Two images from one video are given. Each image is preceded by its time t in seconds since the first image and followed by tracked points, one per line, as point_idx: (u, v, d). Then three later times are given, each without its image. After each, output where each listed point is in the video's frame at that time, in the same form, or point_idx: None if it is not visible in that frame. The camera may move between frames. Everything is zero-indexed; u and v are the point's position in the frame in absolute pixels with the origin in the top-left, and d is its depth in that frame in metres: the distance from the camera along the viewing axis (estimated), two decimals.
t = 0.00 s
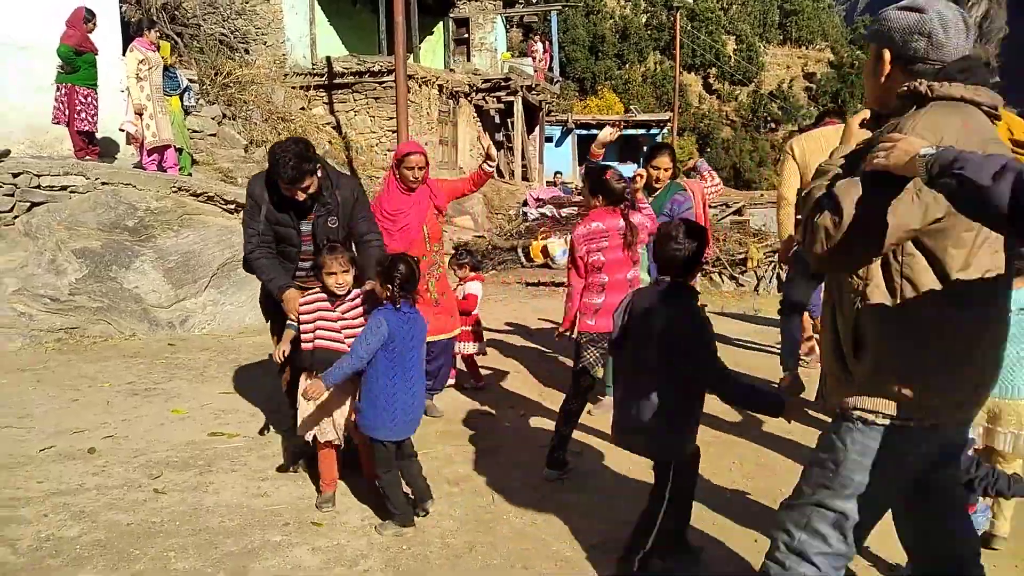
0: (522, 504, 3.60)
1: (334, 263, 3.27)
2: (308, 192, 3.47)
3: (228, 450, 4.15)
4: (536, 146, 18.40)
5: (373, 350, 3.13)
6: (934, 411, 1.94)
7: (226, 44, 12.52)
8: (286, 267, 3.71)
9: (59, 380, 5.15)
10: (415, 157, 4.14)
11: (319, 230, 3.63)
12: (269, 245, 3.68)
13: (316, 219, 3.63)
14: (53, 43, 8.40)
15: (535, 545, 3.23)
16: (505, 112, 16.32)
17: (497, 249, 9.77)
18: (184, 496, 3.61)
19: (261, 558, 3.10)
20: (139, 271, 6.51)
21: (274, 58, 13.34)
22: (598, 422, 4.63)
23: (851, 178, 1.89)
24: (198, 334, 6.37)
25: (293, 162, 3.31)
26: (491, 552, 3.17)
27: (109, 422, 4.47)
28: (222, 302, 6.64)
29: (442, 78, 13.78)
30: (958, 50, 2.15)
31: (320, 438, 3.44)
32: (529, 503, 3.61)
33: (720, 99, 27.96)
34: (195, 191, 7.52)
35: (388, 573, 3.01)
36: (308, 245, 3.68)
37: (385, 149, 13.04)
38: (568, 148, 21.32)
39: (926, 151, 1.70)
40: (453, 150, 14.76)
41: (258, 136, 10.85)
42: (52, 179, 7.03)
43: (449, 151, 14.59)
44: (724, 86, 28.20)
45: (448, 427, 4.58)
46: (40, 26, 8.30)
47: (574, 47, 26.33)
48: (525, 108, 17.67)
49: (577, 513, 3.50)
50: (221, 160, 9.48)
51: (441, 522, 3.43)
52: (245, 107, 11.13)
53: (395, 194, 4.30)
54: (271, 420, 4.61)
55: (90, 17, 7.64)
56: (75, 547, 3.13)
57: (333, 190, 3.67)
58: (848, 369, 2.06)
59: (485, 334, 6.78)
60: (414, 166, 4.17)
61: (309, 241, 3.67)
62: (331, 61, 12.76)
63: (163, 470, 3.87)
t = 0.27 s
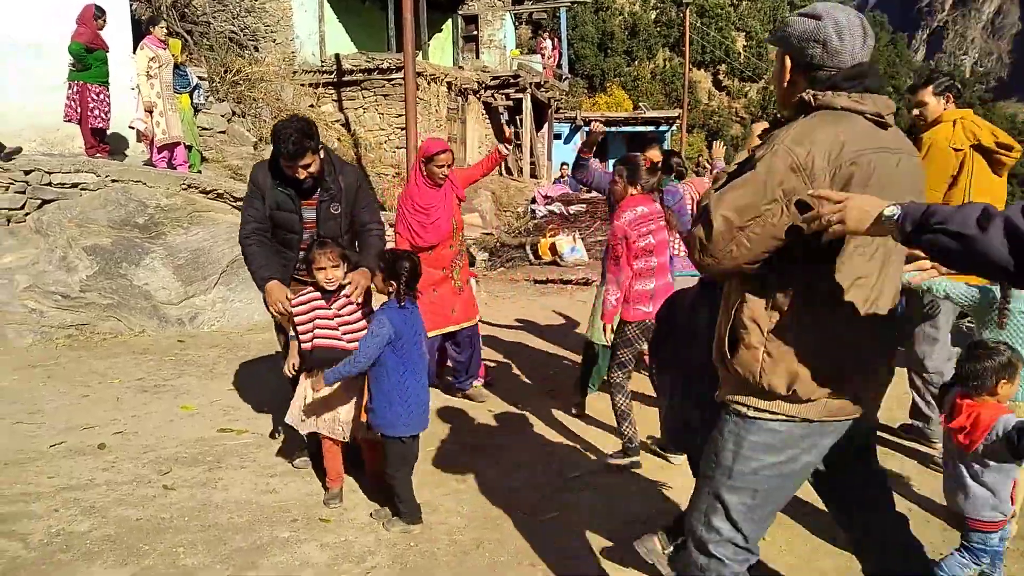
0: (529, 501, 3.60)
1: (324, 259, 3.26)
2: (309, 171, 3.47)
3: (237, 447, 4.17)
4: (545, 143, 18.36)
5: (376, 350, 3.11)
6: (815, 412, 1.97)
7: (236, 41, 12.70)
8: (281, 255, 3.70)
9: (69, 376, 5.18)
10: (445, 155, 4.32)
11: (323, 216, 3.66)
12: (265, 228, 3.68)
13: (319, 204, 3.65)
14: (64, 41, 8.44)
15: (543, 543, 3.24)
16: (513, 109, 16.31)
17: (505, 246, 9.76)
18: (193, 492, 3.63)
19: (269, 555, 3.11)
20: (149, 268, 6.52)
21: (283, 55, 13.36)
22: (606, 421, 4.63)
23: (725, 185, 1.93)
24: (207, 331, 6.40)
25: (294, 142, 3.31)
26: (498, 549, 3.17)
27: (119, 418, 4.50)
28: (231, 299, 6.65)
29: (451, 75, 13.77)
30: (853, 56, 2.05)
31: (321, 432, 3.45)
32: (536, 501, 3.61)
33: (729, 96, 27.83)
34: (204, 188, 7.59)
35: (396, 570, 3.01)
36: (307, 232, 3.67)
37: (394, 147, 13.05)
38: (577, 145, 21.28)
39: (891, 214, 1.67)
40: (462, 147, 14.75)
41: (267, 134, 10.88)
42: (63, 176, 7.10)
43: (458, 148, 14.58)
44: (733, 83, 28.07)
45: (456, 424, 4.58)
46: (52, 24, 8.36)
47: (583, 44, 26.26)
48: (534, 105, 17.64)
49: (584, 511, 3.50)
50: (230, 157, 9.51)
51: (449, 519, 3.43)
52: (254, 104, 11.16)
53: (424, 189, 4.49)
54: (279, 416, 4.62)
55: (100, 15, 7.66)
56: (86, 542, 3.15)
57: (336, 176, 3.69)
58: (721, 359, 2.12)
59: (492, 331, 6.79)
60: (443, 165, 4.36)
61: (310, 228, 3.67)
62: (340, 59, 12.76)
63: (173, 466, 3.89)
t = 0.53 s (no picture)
0: (531, 501, 3.60)
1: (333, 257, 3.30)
2: (318, 151, 3.45)
3: (240, 444, 4.17)
4: (547, 142, 18.33)
5: (408, 353, 3.15)
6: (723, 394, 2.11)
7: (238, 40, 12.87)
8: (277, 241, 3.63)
9: (72, 373, 5.19)
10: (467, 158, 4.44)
11: (331, 198, 3.59)
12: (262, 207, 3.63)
13: (327, 185, 3.59)
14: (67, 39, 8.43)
15: (545, 541, 3.24)
16: (516, 107, 16.29)
17: (507, 245, 9.75)
18: (196, 489, 3.63)
19: (272, 552, 3.11)
20: (152, 266, 6.52)
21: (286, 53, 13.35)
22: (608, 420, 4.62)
23: (625, 183, 2.08)
24: (210, 329, 6.40)
25: (302, 115, 3.32)
26: (501, 548, 3.17)
27: (122, 416, 4.50)
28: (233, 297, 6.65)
29: (454, 73, 13.75)
30: (744, 48, 2.17)
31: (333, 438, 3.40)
32: (537, 500, 3.61)
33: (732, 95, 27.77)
34: (207, 186, 7.61)
35: (398, 569, 3.01)
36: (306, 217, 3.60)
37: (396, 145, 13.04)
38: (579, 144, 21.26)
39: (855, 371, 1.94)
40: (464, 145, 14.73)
41: (270, 132, 10.88)
42: (67, 174, 7.00)
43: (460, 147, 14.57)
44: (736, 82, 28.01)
45: (458, 423, 4.58)
46: (57, 22, 8.37)
47: (586, 42, 26.21)
48: (537, 104, 17.62)
49: (586, 510, 3.50)
50: (233, 155, 9.52)
51: (451, 518, 3.43)
52: (257, 103, 11.17)
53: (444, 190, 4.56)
54: (282, 415, 4.62)
55: (102, 12, 7.64)
56: (88, 539, 3.15)
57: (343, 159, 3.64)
58: (642, 348, 2.25)
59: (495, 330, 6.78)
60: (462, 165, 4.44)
61: (316, 212, 3.60)
62: (343, 57, 12.74)
63: (175, 464, 3.89)
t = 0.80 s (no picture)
0: (534, 498, 3.60)
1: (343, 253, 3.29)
2: (320, 137, 3.47)
3: (244, 441, 4.18)
4: (551, 139, 18.31)
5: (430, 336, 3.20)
6: (662, 393, 2.12)
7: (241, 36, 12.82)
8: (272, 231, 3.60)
9: (76, 369, 5.20)
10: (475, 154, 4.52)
11: (338, 186, 3.60)
12: (257, 195, 3.60)
13: (334, 174, 3.60)
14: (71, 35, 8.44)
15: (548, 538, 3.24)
16: (520, 104, 16.28)
17: (511, 243, 9.75)
18: (200, 485, 3.64)
19: (276, 548, 3.12)
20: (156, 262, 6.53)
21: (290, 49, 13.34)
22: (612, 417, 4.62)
23: (550, 198, 2.10)
24: (214, 325, 6.40)
25: (307, 97, 3.34)
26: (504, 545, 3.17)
27: (126, 412, 4.51)
28: (237, 293, 6.65)
29: (457, 70, 13.74)
30: (654, 59, 2.15)
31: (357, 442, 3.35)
32: (540, 497, 3.62)
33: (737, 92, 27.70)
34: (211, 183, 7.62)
35: (402, 565, 3.01)
36: (303, 206, 3.59)
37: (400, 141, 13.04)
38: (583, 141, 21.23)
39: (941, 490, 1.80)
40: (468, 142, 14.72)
41: (274, 129, 10.89)
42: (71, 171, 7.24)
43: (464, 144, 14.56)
44: (741, 78, 27.94)
45: (462, 420, 4.58)
46: (61, 18, 8.38)
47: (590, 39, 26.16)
48: (540, 101, 17.59)
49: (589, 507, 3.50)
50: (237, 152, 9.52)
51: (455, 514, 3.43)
52: (261, 100, 11.20)
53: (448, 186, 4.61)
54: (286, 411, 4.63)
55: (105, 8, 7.64)
56: (93, 534, 3.16)
57: (349, 149, 3.66)
58: (581, 354, 2.25)
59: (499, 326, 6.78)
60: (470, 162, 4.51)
61: (321, 200, 3.60)
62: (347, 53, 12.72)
63: (180, 459, 3.90)
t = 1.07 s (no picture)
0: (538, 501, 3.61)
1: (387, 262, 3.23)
2: (322, 137, 3.46)
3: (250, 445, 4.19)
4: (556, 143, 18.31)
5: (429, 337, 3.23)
6: (571, 382, 2.28)
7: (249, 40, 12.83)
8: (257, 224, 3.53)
9: (84, 374, 5.22)
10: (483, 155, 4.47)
11: (332, 189, 3.59)
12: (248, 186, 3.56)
13: (329, 175, 3.59)
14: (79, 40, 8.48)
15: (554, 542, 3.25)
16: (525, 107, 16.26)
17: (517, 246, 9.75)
18: (207, 489, 3.65)
19: (282, 552, 3.12)
20: (163, 266, 6.54)
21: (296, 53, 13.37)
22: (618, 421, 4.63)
23: (474, 200, 2.24)
24: (220, 329, 6.42)
25: (315, 96, 3.32)
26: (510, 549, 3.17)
27: (133, 416, 4.53)
28: (244, 297, 6.66)
29: (463, 74, 13.76)
30: (574, 73, 2.33)
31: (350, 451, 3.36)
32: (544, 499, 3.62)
33: (742, 94, 27.67)
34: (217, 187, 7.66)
35: (408, 570, 3.01)
36: (295, 202, 3.55)
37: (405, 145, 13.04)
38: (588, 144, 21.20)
39: None
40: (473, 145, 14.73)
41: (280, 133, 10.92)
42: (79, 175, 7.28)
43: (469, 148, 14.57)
44: (747, 81, 27.90)
45: (467, 423, 4.59)
46: (69, 23, 8.43)
47: (595, 42, 26.15)
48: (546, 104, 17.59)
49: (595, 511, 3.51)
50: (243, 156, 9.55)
51: (459, 517, 3.45)
52: (267, 104, 11.24)
53: (451, 186, 4.62)
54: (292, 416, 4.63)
55: (112, 13, 7.67)
56: (100, 539, 3.17)
57: (345, 151, 3.65)
58: (500, 345, 2.39)
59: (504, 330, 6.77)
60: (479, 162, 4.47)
61: (314, 200, 3.59)
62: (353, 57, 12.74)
63: (187, 464, 3.91)
